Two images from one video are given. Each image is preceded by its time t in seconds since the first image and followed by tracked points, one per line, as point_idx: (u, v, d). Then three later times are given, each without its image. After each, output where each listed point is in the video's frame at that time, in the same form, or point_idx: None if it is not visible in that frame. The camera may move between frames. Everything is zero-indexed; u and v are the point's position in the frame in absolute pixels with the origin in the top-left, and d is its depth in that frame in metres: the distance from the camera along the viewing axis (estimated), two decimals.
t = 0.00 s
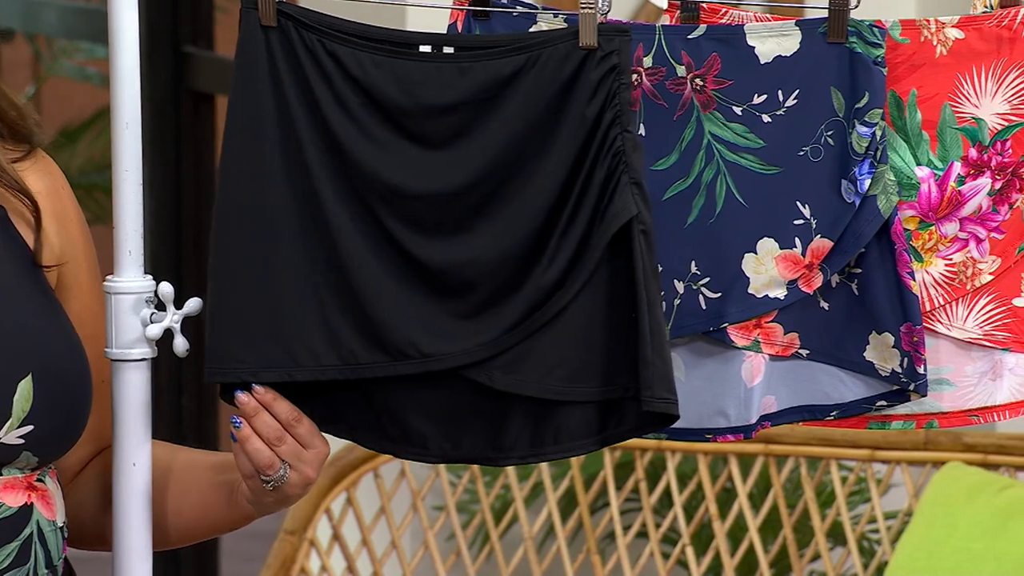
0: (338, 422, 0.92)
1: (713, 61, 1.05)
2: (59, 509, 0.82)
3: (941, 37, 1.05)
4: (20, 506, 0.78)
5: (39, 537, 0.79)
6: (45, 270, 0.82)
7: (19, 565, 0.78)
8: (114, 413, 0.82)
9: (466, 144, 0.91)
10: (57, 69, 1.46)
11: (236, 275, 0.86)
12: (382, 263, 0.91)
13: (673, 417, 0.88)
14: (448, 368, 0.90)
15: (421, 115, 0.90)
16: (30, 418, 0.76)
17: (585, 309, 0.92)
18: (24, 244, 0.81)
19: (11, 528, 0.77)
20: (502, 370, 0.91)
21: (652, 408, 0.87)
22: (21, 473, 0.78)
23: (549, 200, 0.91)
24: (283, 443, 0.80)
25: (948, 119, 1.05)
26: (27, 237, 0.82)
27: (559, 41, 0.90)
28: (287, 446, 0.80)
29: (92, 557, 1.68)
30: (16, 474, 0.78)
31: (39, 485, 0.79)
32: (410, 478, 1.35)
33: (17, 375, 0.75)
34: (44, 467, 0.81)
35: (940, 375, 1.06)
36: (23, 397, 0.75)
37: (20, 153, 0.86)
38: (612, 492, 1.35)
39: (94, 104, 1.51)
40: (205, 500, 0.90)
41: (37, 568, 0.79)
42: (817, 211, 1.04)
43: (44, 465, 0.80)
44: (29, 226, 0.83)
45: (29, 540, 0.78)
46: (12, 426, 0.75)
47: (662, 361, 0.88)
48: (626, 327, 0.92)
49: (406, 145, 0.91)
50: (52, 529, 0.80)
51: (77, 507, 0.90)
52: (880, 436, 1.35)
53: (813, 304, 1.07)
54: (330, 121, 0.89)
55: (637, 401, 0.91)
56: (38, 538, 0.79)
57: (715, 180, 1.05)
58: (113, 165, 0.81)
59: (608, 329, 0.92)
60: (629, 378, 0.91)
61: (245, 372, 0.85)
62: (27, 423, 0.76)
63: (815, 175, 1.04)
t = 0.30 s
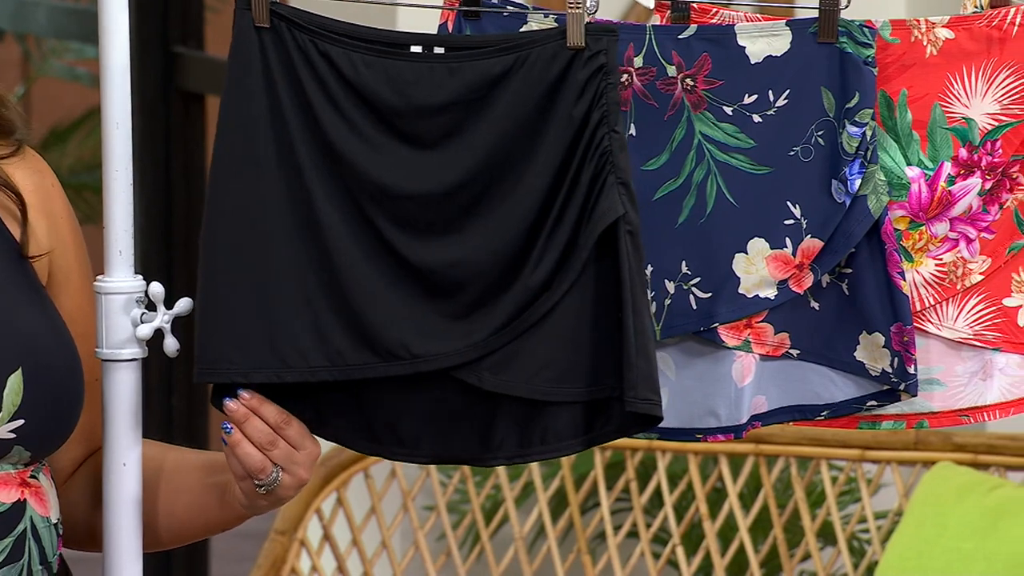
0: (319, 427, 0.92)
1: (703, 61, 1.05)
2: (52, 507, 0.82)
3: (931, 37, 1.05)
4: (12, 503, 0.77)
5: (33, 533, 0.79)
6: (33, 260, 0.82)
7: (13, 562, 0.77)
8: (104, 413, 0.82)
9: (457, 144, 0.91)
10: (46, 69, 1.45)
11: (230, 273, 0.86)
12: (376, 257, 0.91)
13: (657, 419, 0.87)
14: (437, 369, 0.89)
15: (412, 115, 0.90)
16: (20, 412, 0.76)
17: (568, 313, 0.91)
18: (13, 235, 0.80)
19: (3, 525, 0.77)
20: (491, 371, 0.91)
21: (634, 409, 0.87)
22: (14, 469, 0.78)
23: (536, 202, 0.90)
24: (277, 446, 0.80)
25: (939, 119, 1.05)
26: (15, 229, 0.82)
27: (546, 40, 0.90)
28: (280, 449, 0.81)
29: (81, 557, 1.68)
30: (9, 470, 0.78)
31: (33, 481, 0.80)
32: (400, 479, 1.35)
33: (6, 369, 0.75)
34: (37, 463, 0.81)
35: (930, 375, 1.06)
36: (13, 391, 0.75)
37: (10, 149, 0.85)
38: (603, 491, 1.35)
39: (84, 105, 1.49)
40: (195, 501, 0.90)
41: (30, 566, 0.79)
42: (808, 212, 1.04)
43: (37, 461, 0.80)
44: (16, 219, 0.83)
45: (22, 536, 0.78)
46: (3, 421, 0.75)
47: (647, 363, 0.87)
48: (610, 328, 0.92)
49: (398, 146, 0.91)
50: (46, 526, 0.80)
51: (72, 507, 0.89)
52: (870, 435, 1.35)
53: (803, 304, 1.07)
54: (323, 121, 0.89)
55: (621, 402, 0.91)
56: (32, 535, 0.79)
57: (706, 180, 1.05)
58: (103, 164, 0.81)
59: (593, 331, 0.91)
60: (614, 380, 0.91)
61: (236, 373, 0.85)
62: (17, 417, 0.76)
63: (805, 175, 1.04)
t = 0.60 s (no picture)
0: (306, 428, 0.91)
1: (694, 61, 1.05)
2: (45, 504, 0.82)
3: (922, 38, 1.05)
4: (4, 499, 0.77)
5: (25, 529, 0.79)
6: (27, 268, 0.83)
7: (5, 557, 0.77)
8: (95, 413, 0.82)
9: (455, 144, 0.91)
10: (37, 69, 1.45)
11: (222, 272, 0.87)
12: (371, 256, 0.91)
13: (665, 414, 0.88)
14: (439, 369, 0.90)
15: (408, 115, 0.90)
16: (8, 410, 0.76)
17: (574, 312, 0.92)
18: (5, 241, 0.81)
19: None
20: (495, 369, 0.91)
21: (641, 404, 0.87)
22: (5, 466, 0.78)
23: (538, 201, 0.91)
24: (261, 451, 0.81)
25: (930, 119, 1.05)
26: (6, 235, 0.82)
27: (547, 37, 0.90)
28: (264, 453, 0.81)
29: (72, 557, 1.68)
30: None
31: (23, 478, 0.79)
32: (391, 478, 1.35)
33: None
34: (29, 460, 0.80)
35: (922, 375, 1.06)
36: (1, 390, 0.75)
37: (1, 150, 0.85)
38: (593, 491, 1.35)
39: (75, 104, 1.50)
40: (186, 503, 0.90)
41: (22, 562, 0.79)
42: (799, 211, 1.04)
43: (29, 458, 0.80)
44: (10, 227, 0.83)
45: (14, 532, 0.78)
46: None
47: (650, 359, 0.88)
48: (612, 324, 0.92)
49: (393, 146, 0.91)
50: (38, 523, 0.80)
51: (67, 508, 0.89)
52: (862, 436, 1.35)
53: (794, 304, 1.07)
54: (315, 122, 0.89)
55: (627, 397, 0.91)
56: (23, 531, 0.79)
57: (697, 180, 1.05)
58: (93, 164, 0.81)
59: (597, 328, 0.92)
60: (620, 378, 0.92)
61: (234, 377, 0.86)
62: (5, 415, 0.76)
63: (797, 174, 1.04)
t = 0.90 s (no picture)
0: (295, 428, 0.92)
1: (685, 61, 1.05)
2: (36, 508, 0.81)
3: (913, 38, 1.05)
4: None
5: (15, 535, 0.79)
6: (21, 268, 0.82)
7: None
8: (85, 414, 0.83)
9: (446, 144, 0.92)
10: (27, 69, 1.44)
11: (206, 271, 0.87)
12: (357, 256, 0.92)
13: (666, 410, 0.90)
14: (425, 368, 0.90)
15: (397, 114, 0.91)
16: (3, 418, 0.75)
17: (569, 313, 0.93)
18: None
19: None
20: (485, 369, 0.92)
21: (647, 401, 0.89)
22: None
23: (533, 199, 0.92)
24: (252, 452, 0.80)
25: (920, 119, 1.05)
26: None
27: (545, 37, 0.92)
28: (256, 455, 0.81)
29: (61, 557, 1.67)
30: None
31: (14, 483, 0.79)
32: (382, 479, 1.35)
33: None
34: (20, 465, 0.80)
35: (912, 375, 1.06)
36: None
37: None
38: (584, 491, 1.35)
39: (67, 105, 1.48)
40: (180, 504, 0.90)
41: (12, 568, 0.79)
42: (790, 211, 1.04)
43: (19, 463, 0.80)
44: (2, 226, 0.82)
45: (4, 538, 0.78)
46: None
47: (654, 356, 0.90)
48: (609, 323, 0.95)
49: (382, 145, 0.92)
50: (28, 528, 0.80)
51: (59, 510, 0.90)
52: (852, 435, 1.36)
53: (786, 304, 1.07)
54: (302, 123, 0.90)
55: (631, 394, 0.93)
56: (13, 536, 0.78)
57: (688, 180, 1.05)
58: (85, 165, 0.81)
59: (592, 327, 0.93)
60: (624, 377, 0.93)
61: (217, 376, 0.86)
62: None
63: (787, 175, 1.04)
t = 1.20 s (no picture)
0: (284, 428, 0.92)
1: (676, 61, 1.05)
2: (34, 510, 0.82)
3: (903, 38, 1.05)
4: None
5: (18, 537, 0.79)
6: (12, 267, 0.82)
7: None
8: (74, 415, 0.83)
9: (435, 143, 0.93)
10: (16, 69, 1.42)
11: (191, 270, 0.86)
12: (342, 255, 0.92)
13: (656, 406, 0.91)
14: (414, 365, 0.91)
15: (385, 114, 0.92)
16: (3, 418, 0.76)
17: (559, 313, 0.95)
18: None
19: None
20: (478, 366, 0.93)
21: (639, 399, 0.89)
22: None
23: (526, 195, 0.93)
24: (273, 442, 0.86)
25: (911, 119, 1.05)
26: None
27: (537, 38, 0.93)
28: (275, 445, 0.86)
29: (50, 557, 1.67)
30: None
31: (14, 485, 0.79)
32: (373, 479, 1.36)
33: None
34: (18, 467, 0.80)
35: (902, 375, 1.06)
36: None
37: None
38: (575, 491, 1.35)
39: (54, 105, 1.46)
40: (175, 500, 0.90)
41: (15, 570, 0.79)
42: (780, 211, 1.05)
43: (18, 465, 0.80)
44: None
45: (7, 541, 0.78)
46: None
47: (645, 355, 0.90)
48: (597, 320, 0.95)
49: (371, 145, 0.92)
50: (29, 530, 0.80)
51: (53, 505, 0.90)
52: (843, 435, 1.36)
53: (776, 304, 1.07)
54: (288, 125, 0.90)
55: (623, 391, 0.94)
56: (16, 539, 0.79)
57: (679, 180, 1.05)
58: (74, 164, 0.81)
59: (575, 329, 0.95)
60: (614, 375, 0.94)
61: (196, 375, 0.86)
62: None
63: (777, 175, 1.04)
